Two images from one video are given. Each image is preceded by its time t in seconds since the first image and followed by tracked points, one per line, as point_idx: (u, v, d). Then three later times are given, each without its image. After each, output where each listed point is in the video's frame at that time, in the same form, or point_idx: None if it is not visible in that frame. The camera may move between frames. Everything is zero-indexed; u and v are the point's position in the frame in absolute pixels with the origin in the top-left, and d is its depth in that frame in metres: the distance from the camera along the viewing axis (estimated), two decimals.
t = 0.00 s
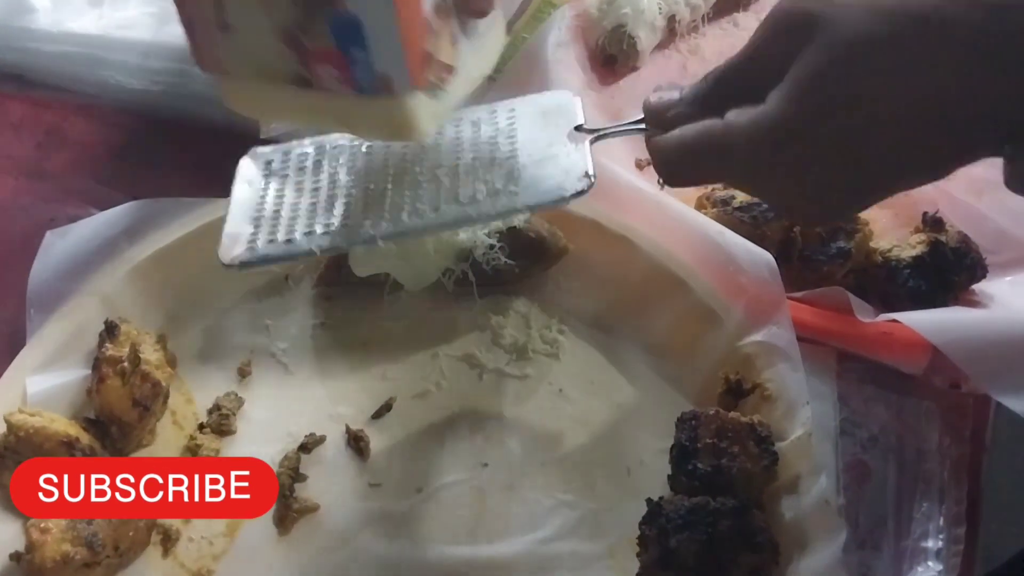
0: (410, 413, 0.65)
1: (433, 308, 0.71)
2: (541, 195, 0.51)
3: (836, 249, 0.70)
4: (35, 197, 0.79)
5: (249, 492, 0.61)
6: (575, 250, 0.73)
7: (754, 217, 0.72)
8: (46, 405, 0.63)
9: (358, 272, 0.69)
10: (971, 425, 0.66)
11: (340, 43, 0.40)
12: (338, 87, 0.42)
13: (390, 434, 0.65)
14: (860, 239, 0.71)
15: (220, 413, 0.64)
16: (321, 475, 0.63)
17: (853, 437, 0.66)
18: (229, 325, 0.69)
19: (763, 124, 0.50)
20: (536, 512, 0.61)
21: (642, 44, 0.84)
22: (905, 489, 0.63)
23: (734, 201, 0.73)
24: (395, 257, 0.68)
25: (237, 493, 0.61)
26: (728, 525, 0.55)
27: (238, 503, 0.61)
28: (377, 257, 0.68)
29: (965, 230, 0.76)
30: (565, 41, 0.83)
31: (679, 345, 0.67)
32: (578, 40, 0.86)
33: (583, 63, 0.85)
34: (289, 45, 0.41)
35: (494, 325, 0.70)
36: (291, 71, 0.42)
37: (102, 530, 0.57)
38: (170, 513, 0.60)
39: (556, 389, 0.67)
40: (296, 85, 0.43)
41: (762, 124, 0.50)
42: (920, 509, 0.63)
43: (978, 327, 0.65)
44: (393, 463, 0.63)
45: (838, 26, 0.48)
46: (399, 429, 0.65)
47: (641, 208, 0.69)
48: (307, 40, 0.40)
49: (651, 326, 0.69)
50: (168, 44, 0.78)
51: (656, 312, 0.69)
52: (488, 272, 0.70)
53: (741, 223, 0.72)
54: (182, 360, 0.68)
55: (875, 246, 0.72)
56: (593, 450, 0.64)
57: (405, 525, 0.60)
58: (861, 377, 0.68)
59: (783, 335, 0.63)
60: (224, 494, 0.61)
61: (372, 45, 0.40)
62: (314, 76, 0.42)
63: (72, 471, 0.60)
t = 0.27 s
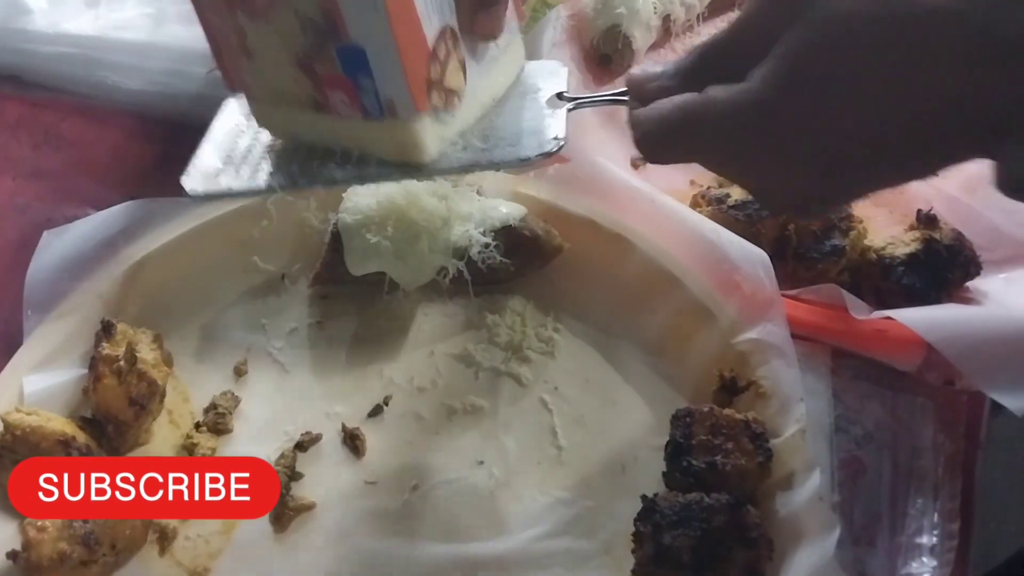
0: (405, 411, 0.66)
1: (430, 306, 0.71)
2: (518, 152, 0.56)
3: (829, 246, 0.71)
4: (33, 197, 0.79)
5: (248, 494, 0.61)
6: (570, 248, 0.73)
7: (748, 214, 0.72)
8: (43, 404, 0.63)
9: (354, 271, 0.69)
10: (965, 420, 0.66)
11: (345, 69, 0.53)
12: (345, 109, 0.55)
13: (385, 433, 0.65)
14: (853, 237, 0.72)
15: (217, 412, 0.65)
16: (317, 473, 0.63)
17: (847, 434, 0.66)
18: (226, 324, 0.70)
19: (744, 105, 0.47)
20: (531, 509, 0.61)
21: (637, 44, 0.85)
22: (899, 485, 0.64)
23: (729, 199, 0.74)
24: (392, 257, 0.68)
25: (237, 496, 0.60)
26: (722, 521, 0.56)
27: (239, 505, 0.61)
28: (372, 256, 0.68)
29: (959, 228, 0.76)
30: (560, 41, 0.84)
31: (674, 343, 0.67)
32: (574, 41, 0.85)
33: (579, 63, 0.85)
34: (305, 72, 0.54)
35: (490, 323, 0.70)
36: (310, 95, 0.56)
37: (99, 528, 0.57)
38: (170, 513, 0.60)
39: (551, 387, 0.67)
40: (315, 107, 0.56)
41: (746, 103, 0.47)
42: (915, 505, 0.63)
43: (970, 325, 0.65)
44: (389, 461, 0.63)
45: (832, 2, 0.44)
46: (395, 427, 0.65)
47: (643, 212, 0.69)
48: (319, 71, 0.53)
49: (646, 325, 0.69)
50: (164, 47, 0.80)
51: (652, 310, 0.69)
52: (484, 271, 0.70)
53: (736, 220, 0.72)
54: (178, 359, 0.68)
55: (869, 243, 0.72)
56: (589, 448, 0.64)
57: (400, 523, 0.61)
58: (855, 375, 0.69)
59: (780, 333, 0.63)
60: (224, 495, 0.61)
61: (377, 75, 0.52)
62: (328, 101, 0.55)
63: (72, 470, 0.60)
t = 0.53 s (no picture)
0: (400, 411, 0.66)
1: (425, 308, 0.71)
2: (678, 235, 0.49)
3: (823, 247, 0.71)
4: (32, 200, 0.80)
5: (249, 485, 0.61)
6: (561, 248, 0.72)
7: (743, 216, 0.72)
8: (38, 405, 0.64)
9: (349, 272, 0.68)
10: (958, 419, 0.67)
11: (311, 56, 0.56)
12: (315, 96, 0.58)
13: (380, 433, 0.65)
14: (847, 238, 0.71)
15: (212, 412, 0.65)
16: (312, 473, 0.63)
17: (840, 434, 0.66)
18: (221, 325, 0.70)
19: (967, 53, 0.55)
20: (526, 509, 0.61)
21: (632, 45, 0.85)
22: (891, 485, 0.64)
23: (723, 201, 0.73)
24: (386, 259, 0.68)
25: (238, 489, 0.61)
26: (713, 519, 0.56)
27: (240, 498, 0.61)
28: (366, 258, 0.68)
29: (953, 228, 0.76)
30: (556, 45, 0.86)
31: (668, 344, 0.67)
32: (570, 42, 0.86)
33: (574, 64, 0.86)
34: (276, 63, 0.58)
35: (485, 324, 0.70)
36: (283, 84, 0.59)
37: (94, 528, 0.58)
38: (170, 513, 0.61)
39: (546, 387, 0.67)
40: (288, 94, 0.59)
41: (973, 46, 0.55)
42: (904, 507, 0.64)
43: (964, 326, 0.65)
44: (384, 462, 0.63)
45: None
46: (389, 428, 0.65)
47: (646, 217, 0.70)
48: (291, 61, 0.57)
49: (640, 325, 0.69)
50: (156, 48, 0.79)
51: (646, 311, 0.69)
52: (478, 272, 0.70)
53: (730, 221, 0.72)
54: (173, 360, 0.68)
55: (862, 245, 0.72)
56: (583, 447, 0.64)
57: (394, 523, 0.61)
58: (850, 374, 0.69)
59: (775, 334, 0.64)
60: (224, 487, 0.61)
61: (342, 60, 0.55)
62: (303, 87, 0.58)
63: (72, 471, 0.61)
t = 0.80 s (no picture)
0: (396, 409, 0.66)
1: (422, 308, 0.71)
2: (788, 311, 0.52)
3: (816, 248, 0.71)
4: (29, 200, 0.80)
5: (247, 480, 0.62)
6: (556, 248, 0.72)
7: (737, 217, 0.72)
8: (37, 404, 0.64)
9: (346, 272, 0.68)
10: (949, 421, 0.68)
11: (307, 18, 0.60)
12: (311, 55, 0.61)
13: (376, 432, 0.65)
14: (840, 239, 0.72)
15: (209, 412, 0.65)
16: (308, 472, 0.64)
17: (833, 435, 0.66)
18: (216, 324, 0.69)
19: None
20: (521, 508, 0.62)
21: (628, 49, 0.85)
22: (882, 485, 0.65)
23: (717, 202, 0.74)
24: (383, 258, 0.69)
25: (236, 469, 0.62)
26: (704, 518, 0.57)
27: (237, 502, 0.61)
28: (363, 258, 0.68)
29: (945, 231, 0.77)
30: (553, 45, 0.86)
31: (661, 343, 0.68)
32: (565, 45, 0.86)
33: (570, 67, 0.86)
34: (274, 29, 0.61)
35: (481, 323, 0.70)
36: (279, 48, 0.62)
37: (92, 526, 0.58)
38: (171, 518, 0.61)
39: (541, 387, 0.67)
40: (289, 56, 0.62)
41: None
42: (897, 505, 0.64)
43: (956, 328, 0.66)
44: (380, 461, 0.64)
45: None
46: (385, 427, 0.65)
47: (648, 222, 0.71)
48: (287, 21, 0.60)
49: (633, 325, 0.69)
50: (155, 50, 0.80)
51: (640, 311, 0.70)
52: (474, 273, 0.70)
53: (723, 222, 0.73)
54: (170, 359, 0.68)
55: (856, 246, 0.73)
56: (578, 447, 0.64)
57: (389, 522, 0.61)
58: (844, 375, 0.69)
59: (765, 334, 0.65)
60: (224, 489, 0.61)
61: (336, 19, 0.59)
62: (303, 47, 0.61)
63: (72, 471, 0.61)
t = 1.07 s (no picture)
0: (380, 414, 0.66)
1: (405, 314, 0.71)
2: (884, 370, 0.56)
3: (798, 254, 0.72)
4: (17, 207, 0.80)
5: (249, 494, 0.62)
6: (539, 254, 0.73)
7: (720, 224, 0.73)
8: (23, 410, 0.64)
9: (331, 279, 0.69)
10: (930, 426, 0.68)
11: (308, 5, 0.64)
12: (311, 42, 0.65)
13: (358, 439, 0.65)
14: (821, 246, 0.72)
15: (194, 417, 0.65)
16: (291, 477, 0.64)
17: (814, 440, 0.67)
18: (201, 331, 0.70)
19: None
20: (502, 513, 0.62)
21: (613, 57, 0.85)
22: (863, 490, 0.65)
23: (699, 210, 0.75)
24: (367, 264, 0.69)
25: (238, 496, 0.61)
26: (682, 523, 0.57)
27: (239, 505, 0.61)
28: (347, 266, 0.69)
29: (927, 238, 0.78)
30: (539, 54, 0.85)
31: (644, 349, 0.68)
32: (551, 55, 0.86)
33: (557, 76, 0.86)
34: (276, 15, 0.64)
35: (464, 329, 0.70)
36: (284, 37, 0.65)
37: (74, 531, 0.58)
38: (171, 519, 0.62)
39: (524, 393, 0.67)
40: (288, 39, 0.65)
41: None
42: (878, 510, 0.64)
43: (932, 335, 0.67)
44: (364, 465, 0.64)
45: None
46: (367, 432, 0.65)
47: (632, 230, 0.72)
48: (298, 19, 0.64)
49: (615, 331, 0.69)
50: (142, 59, 0.80)
51: (622, 317, 0.70)
52: (456, 279, 0.70)
53: (706, 229, 0.73)
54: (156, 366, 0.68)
55: (837, 254, 0.74)
56: (561, 452, 0.64)
57: (371, 527, 0.61)
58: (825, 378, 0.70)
59: (746, 339, 0.66)
60: (224, 495, 0.62)
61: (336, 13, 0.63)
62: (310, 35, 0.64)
63: (72, 471, 0.61)
